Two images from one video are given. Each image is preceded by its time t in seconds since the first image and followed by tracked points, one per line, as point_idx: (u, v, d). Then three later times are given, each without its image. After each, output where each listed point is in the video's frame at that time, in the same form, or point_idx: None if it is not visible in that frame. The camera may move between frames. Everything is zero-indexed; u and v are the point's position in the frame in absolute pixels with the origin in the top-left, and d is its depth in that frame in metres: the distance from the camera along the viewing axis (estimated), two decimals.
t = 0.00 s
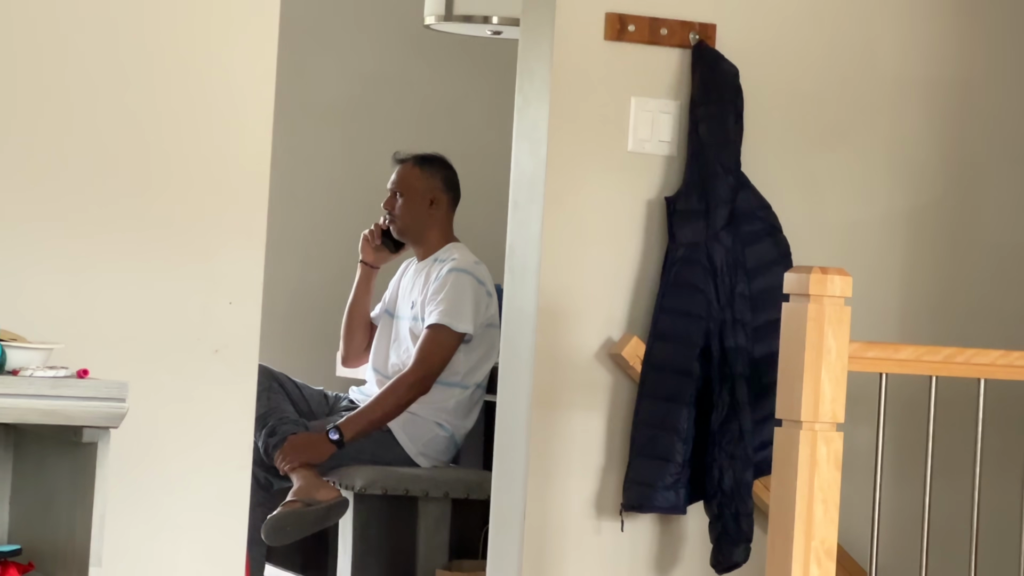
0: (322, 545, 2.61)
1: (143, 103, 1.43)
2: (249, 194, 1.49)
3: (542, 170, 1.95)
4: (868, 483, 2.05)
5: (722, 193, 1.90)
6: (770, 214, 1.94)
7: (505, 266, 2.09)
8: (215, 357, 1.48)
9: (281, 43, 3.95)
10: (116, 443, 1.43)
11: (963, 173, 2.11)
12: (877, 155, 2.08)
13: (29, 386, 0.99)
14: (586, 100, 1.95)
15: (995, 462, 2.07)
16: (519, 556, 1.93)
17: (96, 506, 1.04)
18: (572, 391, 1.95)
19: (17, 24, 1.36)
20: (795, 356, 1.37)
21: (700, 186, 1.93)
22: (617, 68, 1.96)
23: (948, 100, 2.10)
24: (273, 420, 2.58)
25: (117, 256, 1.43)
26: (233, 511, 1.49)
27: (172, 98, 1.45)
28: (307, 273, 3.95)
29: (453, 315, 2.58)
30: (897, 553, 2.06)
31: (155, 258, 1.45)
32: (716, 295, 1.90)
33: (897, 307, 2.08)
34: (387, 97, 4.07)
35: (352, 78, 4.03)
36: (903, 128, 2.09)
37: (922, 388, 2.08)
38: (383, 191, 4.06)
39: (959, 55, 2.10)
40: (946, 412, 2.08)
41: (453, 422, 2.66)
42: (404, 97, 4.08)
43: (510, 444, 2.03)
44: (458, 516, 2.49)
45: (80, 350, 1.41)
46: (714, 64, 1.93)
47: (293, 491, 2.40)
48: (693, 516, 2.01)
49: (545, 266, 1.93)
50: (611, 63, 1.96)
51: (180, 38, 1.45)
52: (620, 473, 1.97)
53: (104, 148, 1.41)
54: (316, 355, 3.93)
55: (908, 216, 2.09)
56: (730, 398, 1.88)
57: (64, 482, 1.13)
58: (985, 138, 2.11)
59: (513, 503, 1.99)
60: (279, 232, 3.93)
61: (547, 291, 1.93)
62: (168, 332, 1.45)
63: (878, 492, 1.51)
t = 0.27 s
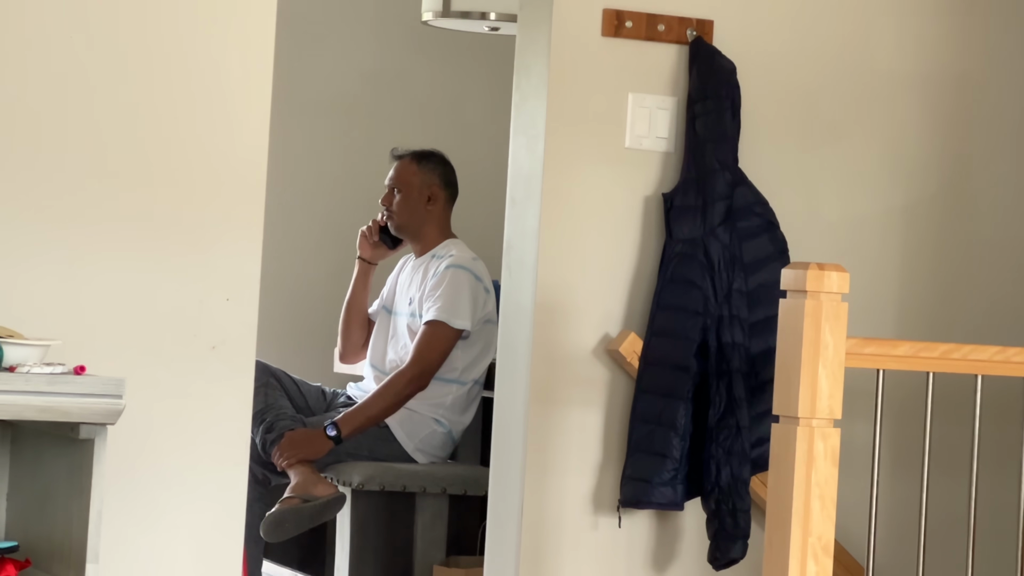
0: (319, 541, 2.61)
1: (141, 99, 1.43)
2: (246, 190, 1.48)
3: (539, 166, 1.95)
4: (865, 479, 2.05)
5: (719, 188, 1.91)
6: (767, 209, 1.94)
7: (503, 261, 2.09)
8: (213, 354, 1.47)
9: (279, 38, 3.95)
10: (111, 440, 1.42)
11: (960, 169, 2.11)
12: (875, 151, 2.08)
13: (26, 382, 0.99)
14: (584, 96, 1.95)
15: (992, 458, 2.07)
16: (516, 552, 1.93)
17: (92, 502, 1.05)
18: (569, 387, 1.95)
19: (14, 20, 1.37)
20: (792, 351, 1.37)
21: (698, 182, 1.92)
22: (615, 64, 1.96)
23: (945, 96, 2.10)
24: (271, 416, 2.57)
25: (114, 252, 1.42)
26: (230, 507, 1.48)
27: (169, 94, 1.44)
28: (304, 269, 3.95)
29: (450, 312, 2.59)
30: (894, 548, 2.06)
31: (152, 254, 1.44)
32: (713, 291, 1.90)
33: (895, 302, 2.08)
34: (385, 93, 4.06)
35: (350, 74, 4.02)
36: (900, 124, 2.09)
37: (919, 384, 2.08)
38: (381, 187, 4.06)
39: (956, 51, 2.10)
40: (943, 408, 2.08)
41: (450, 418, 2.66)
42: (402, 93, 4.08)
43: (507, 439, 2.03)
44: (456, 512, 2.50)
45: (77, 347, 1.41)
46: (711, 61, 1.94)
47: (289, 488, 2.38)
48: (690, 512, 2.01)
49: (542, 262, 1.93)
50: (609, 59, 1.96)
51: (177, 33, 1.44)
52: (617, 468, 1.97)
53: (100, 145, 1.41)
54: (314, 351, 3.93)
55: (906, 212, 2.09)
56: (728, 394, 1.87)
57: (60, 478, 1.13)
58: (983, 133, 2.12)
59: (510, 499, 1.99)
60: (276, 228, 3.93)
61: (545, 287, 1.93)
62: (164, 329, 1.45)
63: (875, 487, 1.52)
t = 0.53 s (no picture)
0: (317, 538, 2.61)
1: (138, 97, 1.42)
2: (243, 188, 1.48)
3: (537, 164, 1.95)
4: (862, 476, 2.06)
5: (717, 186, 1.91)
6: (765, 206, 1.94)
7: (501, 259, 2.09)
8: (211, 352, 1.47)
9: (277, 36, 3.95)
10: (110, 437, 1.42)
11: (957, 166, 2.11)
12: (873, 148, 2.08)
13: (24, 381, 0.99)
14: (581, 94, 1.95)
15: (989, 455, 2.08)
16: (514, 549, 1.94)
17: (90, 501, 1.05)
18: (567, 384, 1.95)
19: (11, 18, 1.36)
20: (790, 349, 1.37)
21: (695, 179, 1.92)
22: (613, 62, 1.96)
23: (943, 93, 2.10)
24: (269, 414, 2.57)
25: (112, 250, 1.42)
26: (228, 505, 1.48)
27: (167, 92, 1.44)
28: (302, 266, 3.95)
29: (448, 309, 2.59)
30: (891, 546, 2.07)
31: (150, 252, 1.44)
32: (711, 288, 1.90)
33: (892, 299, 2.08)
34: (383, 90, 4.06)
35: (348, 71, 4.02)
36: (898, 121, 2.09)
37: (916, 381, 2.09)
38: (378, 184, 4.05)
39: (954, 49, 2.10)
40: (940, 405, 2.08)
41: (448, 415, 2.66)
42: (400, 89, 4.08)
43: (505, 436, 2.03)
44: (453, 508, 2.51)
45: (75, 345, 1.40)
46: (709, 58, 1.93)
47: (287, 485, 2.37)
48: (688, 509, 2.01)
49: (540, 260, 1.93)
50: (607, 56, 1.96)
51: (175, 31, 1.44)
52: (615, 466, 1.98)
53: (98, 143, 1.41)
54: (312, 348, 3.93)
55: (903, 210, 2.09)
56: (726, 390, 1.88)
57: (58, 476, 1.13)
58: (981, 131, 2.12)
59: (508, 496, 1.99)
60: (274, 225, 3.92)
61: (542, 284, 1.93)
62: (162, 327, 1.44)
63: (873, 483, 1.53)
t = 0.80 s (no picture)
0: (316, 536, 2.61)
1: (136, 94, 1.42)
2: (242, 186, 1.48)
3: (536, 162, 1.94)
4: (862, 474, 2.06)
5: (715, 184, 1.90)
6: (764, 204, 1.94)
7: (499, 257, 2.09)
8: (209, 350, 1.46)
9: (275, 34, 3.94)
10: (107, 437, 1.41)
11: (956, 164, 2.11)
12: (872, 146, 2.08)
13: (23, 379, 0.99)
14: (580, 92, 1.94)
15: (988, 452, 2.08)
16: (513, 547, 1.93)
17: (89, 499, 1.04)
18: (566, 382, 1.95)
19: (9, 17, 1.36)
20: (789, 347, 1.37)
21: (694, 177, 1.92)
22: (612, 60, 1.96)
23: (942, 91, 2.10)
24: (267, 412, 2.57)
25: (110, 248, 1.41)
26: (227, 502, 1.48)
27: (165, 90, 1.43)
28: (301, 265, 3.94)
29: (446, 307, 2.58)
30: (890, 544, 2.07)
31: (148, 251, 1.43)
32: (710, 286, 1.89)
33: (891, 297, 2.08)
34: (381, 87, 4.05)
35: (346, 69, 4.02)
36: (897, 119, 2.09)
37: (915, 379, 2.09)
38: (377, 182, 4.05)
39: (953, 46, 2.10)
40: (940, 403, 2.09)
41: (447, 413, 2.66)
42: (398, 87, 4.07)
43: (504, 434, 2.03)
44: (452, 507, 2.50)
45: (74, 344, 1.40)
46: (708, 56, 1.93)
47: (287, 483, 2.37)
48: (687, 507, 2.01)
49: (539, 258, 1.93)
50: (605, 54, 1.95)
51: (174, 30, 1.44)
52: (614, 464, 1.97)
53: (97, 141, 1.40)
54: (310, 347, 3.93)
55: (902, 208, 2.09)
56: (724, 389, 1.87)
57: (57, 474, 1.13)
58: (980, 129, 2.12)
59: (507, 495, 1.99)
60: (272, 224, 3.92)
61: (541, 282, 1.93)
62: (161, 324, 1.44)
63: (872, 482, 1.52)
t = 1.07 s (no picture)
0: (315, 534, 2.61)
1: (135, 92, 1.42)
2: (241, 184, 1.48)
3: (535, 160, 1.94)
4: (860, 472, 2.06)
5: (714, 182, 1.90)
6: (763, 201, 1.94)
7: (498, 255, 2.09)
8: (208, 348, 1.46)
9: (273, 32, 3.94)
10: (106, 434, 1.41)
11: (955, 162, 2.11)
12: (871, 144, 2.08)
13: (22, 377, 0.98)
14: (579, 90, 1.94)
15: (986, 450, 2.08)
16: (511, 545, 1.94)
17: (88, 498, 1.04)
18: (565, 380, 1.95)
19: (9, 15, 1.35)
20: (788, 345, 1.37)
21: (693, 175, 1.92)
22: (611, 58, 1.96)
23: (940, 89, 2.10)
24: (266, 410, 2.57)
25: (109, 246, 1.41)
26: (226, 500, 1.48)
27: (164, 88, 1.43)
28: (299, 263, 3.94)
29: (445, 305, 2.58)
30: (889, 541, 2.07)
31: (147, 249, 1.43)
32: (709, 284, 1.89)
33: (890, 295, 2.09)
34: (380, 85, 4.05)
35: (344, 67, 4.01)
36: (895, 117, 2.09)
37: (914, 377, 2.09)
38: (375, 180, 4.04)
39: (951, 44, 2.10)
40: (938, 401, 2.09)
41: (445, 411, 2.66)
42: (396, 85, 4.07)
43: (502, 432, 2.03)
44: (451, 504, 2.50)
45: (73, 342, 1.39)
46: (707, 54, 1.93)
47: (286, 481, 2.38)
48: (686, 505, 2.01)
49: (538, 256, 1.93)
50: (604, 52, 1.95)
51: (173, 28, 1.43)
52: (613, 462, 1.97)
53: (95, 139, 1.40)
54: (309, 345, 3.92)
55: (900, 206, 2.09)
56: (722, 386, 1.87)
57: (56, 472, 1.13)
58: (978, 127, 2.12)
59: (505, 493, 1.99)
60: (271, 222, 3.91)
61: (540, 281, 1.93)
62: (160, 323, 1.44)
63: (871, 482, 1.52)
